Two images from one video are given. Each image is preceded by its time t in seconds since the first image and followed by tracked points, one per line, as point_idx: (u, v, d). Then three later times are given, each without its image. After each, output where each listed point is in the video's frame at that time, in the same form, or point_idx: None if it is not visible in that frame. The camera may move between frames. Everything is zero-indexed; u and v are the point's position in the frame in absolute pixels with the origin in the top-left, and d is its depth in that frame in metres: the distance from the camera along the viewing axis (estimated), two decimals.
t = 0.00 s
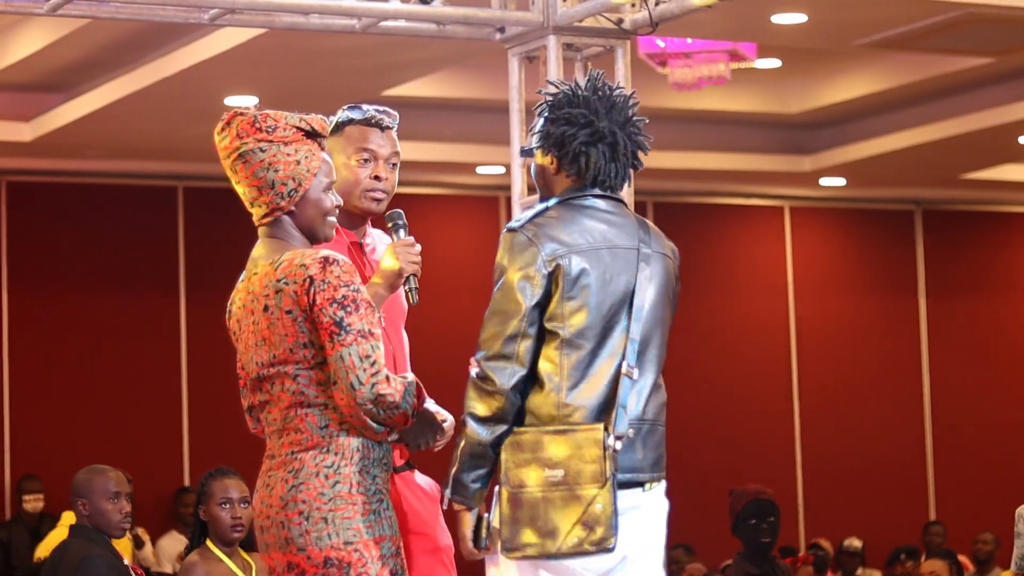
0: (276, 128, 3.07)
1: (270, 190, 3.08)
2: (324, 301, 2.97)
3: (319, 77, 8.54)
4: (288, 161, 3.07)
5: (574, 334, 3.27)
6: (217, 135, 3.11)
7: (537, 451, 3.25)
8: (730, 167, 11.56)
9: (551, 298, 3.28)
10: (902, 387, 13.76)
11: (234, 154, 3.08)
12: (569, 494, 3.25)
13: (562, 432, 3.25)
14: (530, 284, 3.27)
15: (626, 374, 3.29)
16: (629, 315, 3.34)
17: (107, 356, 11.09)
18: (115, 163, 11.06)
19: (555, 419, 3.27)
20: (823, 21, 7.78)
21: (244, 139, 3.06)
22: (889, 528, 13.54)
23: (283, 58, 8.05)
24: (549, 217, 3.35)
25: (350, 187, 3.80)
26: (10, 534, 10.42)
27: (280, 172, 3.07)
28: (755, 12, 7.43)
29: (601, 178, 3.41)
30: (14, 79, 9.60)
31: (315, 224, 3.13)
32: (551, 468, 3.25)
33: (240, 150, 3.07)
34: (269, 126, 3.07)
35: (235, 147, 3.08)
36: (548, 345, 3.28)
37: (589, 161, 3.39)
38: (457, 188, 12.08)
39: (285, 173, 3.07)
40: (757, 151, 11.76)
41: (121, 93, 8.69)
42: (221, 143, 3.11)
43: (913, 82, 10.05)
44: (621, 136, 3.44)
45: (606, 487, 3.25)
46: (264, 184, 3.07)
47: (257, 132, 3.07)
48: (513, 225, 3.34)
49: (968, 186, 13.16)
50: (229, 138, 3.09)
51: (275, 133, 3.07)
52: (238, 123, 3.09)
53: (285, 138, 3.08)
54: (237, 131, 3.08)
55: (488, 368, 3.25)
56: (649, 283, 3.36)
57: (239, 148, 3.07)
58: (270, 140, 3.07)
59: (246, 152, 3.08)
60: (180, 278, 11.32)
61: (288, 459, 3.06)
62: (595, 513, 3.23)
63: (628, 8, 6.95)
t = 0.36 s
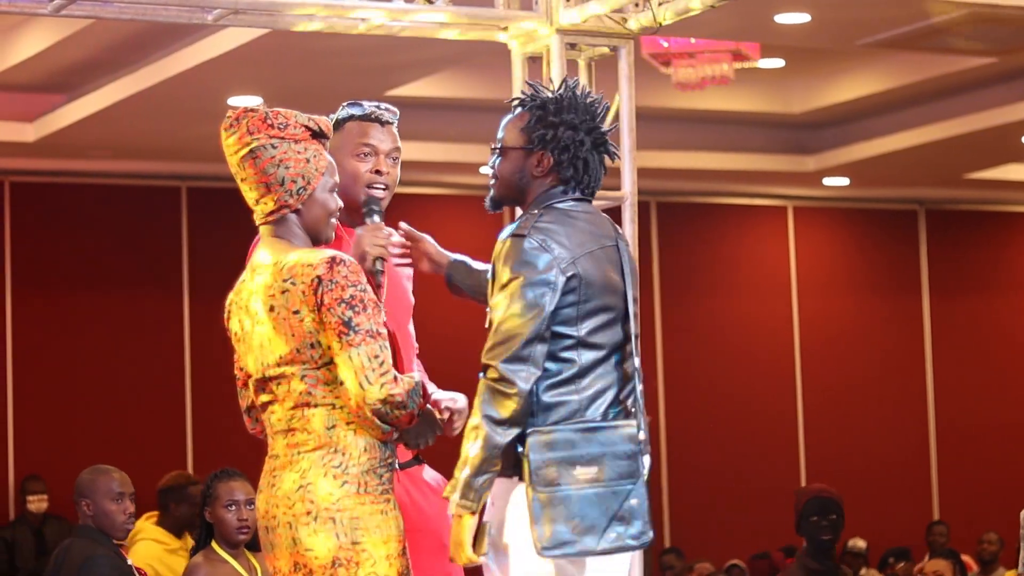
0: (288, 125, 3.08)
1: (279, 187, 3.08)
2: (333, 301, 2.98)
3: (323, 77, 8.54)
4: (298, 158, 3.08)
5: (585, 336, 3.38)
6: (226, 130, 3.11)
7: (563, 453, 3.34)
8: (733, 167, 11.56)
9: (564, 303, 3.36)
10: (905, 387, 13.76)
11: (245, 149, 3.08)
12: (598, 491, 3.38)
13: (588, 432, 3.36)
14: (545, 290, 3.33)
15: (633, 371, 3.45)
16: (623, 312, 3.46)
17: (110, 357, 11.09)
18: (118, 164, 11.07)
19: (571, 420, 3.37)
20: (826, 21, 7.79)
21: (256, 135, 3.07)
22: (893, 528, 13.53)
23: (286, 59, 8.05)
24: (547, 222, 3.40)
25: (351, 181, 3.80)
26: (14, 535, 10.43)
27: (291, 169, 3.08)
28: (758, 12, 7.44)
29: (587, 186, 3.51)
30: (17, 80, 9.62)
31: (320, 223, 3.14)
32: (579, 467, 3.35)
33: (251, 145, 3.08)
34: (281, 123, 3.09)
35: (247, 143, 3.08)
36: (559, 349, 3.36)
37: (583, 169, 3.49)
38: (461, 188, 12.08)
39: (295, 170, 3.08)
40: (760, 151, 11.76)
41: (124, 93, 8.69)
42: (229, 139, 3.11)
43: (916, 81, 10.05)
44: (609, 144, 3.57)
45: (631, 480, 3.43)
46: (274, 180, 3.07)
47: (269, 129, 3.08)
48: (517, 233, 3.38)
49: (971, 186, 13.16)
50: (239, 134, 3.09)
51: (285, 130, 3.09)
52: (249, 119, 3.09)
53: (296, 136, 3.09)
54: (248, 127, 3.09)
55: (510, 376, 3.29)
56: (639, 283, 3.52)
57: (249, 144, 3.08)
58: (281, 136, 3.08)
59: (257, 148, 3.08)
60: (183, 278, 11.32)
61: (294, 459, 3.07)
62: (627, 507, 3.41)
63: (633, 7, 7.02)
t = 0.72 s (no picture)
0: (294, 123, 3.09)
1: (285, 185, 3.08)
2: (338, 302, 2.99)
3: (323, 77, 8.54)
4: (304, 156, 3.09)
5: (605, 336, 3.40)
6: (229, 127, 3.09)
7: (587, 452, 3.33)
8: (733, 167, 11.55)
9: (588, 303, 3.37)
10: (906, 387, 13.75)
11: (250, 146, 3.07)
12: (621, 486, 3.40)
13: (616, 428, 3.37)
14: (572, 289, 3.34)
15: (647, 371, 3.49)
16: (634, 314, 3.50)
17: (110, 357, 11.09)
18: (118, 164, 11.07)
19: (591, 420, 3.37)
20: (827, 21, 7.79)
21: (263, 131, 3.06)
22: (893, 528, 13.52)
23: (287, 59, 8.05)
24: (567, 222, 3.42)
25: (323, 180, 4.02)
26: (14, 535, 10.43)
27: (297, 167, 3.08)
28: (759, 12, 7.44)
29: (597, 183, 3.55)
30: (16, 80, 9.61)
31: (320, 223, 3.15)
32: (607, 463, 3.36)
33: (257, 142, 3.07)
34: (286, 121, 3.09)
35: (252, 139, 3.07)
36: (583, 348, 3.36)
37: (586, 167, 3.53)
38: (461, 188, 12.07)
39: (300, 169, 3.09)
40: (761, 151, 11.75)
41: (125, 94, 8.68)
42: (232, 135, 3.10)
43: (917, 81, 10.04)
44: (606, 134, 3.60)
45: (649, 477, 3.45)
46: (280, 177, 3.06)
47: (275, 126, 3.08)
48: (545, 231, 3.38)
49: (971, 185, 13.16)
50: (244, 130, 3.08)
51: (291, 128, 3.09)
52: (255, 116, 3.09)
53: (301, 134, 3.10)
54: (253, 123, 3.08)
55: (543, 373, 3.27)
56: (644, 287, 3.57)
57: (255, 140, 3.07)
58: (288, 134, 3.08)
59: (263, 145, 3.07)
60: (183, 279, 11.32)
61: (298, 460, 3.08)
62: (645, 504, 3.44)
63: (632, 8, 7.05)
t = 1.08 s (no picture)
0: (299, 122, 3.11)
1: (289, 182, 3.09)
2: (343, 302, 3.00)
3: (323, 77, 8.54)
4: (308, 154, 3.11)
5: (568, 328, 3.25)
6: (234, 124, 3.11)
7: (537, 450, 3.18)
8: (732, 167, 11.55)
9: (539, 297, 3.23)
10: (905, 388, 13.76)
11: (255, 143, 3.09)
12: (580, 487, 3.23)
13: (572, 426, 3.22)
14: (521, 282, 3.21)
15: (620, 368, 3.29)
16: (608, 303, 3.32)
17: (109, 357, 11.09)
18: (117, 165, 11.07)
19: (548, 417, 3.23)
20: (826, 21, 7.80)
21: (268, 128, 3.08)
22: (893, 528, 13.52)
23: (287, 59, 8.05)
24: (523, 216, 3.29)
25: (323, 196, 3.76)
26: (13, 535, 10.43)
27: (302, 165, 3.10)
28: (758, 12, 7.45)
29: (555, 183, 3.36)
30: (16, 80, 9.61)
31: (321, 223, 3.15)
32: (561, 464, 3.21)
33: (262, 139, 3.09)
34: (291, 119, 3.11)
35: (257, 136, 3.09)
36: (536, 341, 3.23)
37: (543, 163, 3.36)
38: (461, 188, 12.07)
39: (304, 167, 3.10)
40: (760, 151, 11.75)
41: (124, 94, 8.68)
42: (236, 133, 3.11)
43: (916, 81, 10.04)
44: (580, 134, 3.40)
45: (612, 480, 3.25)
46: (285, 175, 3.08)
47: (280, 124, 3.10)
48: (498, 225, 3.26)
49: (971, 185, 13.16)
50: (249, 127, 3.09)
51: (295, 127, 3.11)
52: (259, 114, 3.11)
53: (305, 133, 3.12)
54: (258, 121, 3.10)
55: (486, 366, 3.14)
56: (631, 279, 3.38)
57: (260, 138, 3.09)
58: (292, 132, 3.10)
59: (268, 143, 3.09)
60: (182, 279, 11.32)
61: (301, 460, 3.08)
62: (605, 509, 3.24)
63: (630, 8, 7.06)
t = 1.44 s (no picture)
0: (306, 122, 3.17)
1: (295, 182, 3.15)
2: (348, 303, 3.03)
3: (323, 77, 8.53)
4: (315, 154, 3.17)
5: (490, 335, 3.47)
6: (242, 122, 3.17)
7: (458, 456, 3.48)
8: (732, 167, 11.54)
9: (457, 307, 3.51)
10: (906, 388, 13.75)
11: (262, 142, 3.15)
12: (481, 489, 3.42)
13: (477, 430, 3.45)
14: (441, 296, 3.52)
15: (526, 366, 3.40)
16: (539, 308, 3.47)
17: (110, 358, 11.09)
18: (117, 165, 11.06)
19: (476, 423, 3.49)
20: (827, 21, 7.78)
21: (276, 128, 3.15)
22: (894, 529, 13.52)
23: (287, 59, 8.05)
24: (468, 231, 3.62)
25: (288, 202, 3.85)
26: (14, 536, 10.43)
27: (308, 165, 3.16)
28: (758, 12, 7.45)
29: (514, 189, 3.65)
30: (16, 81, 9.61)
31: (324, 225, 3.21)
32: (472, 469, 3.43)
33: (269, 138, 3.15)
34: (299, 119, 3.17)
35: (264, 135, 3.15)
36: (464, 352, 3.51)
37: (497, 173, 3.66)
38: (461, 189, 12.06)
39: (311, 167, 3.16)
40: (760, 152, 11.75)
41: (124, 94, 8.69)
42: (244, 131, 3.17)
43: (916, 81, 10.04)
44: (529, 134, 3.63)
45: (502, 481, 3.37)
46: (291, 174, 3.14)
47: (288, 124, 3.16)
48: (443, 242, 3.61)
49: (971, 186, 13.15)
50: (257, 126, 3.16)
51: (303, 127, 3.17)
52: (267, 113, 3.17)
53: (311, 133, 3.18)
54: (266, 120, 3.16)
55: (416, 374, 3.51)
56: (557, 280, 3.49)
57: (268, 137, 3.15)
58: (300, 132, 3.17)
59: (275, 142, 3.15)
60: (182, 279, 11.32)
61: (303, 460, 3.09)
62: (496, 508, 3.37)
63: (630, 9, 7.12)
